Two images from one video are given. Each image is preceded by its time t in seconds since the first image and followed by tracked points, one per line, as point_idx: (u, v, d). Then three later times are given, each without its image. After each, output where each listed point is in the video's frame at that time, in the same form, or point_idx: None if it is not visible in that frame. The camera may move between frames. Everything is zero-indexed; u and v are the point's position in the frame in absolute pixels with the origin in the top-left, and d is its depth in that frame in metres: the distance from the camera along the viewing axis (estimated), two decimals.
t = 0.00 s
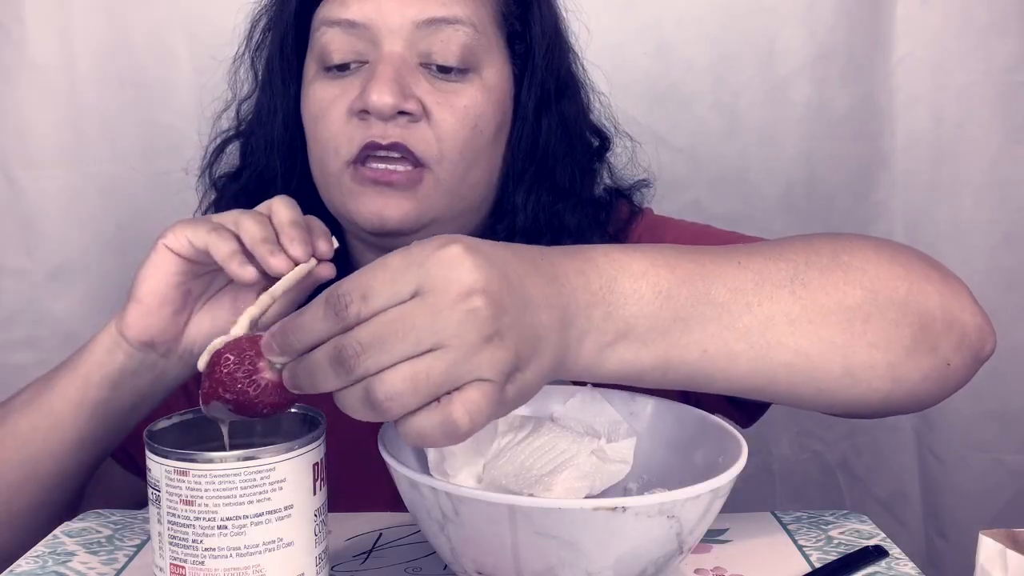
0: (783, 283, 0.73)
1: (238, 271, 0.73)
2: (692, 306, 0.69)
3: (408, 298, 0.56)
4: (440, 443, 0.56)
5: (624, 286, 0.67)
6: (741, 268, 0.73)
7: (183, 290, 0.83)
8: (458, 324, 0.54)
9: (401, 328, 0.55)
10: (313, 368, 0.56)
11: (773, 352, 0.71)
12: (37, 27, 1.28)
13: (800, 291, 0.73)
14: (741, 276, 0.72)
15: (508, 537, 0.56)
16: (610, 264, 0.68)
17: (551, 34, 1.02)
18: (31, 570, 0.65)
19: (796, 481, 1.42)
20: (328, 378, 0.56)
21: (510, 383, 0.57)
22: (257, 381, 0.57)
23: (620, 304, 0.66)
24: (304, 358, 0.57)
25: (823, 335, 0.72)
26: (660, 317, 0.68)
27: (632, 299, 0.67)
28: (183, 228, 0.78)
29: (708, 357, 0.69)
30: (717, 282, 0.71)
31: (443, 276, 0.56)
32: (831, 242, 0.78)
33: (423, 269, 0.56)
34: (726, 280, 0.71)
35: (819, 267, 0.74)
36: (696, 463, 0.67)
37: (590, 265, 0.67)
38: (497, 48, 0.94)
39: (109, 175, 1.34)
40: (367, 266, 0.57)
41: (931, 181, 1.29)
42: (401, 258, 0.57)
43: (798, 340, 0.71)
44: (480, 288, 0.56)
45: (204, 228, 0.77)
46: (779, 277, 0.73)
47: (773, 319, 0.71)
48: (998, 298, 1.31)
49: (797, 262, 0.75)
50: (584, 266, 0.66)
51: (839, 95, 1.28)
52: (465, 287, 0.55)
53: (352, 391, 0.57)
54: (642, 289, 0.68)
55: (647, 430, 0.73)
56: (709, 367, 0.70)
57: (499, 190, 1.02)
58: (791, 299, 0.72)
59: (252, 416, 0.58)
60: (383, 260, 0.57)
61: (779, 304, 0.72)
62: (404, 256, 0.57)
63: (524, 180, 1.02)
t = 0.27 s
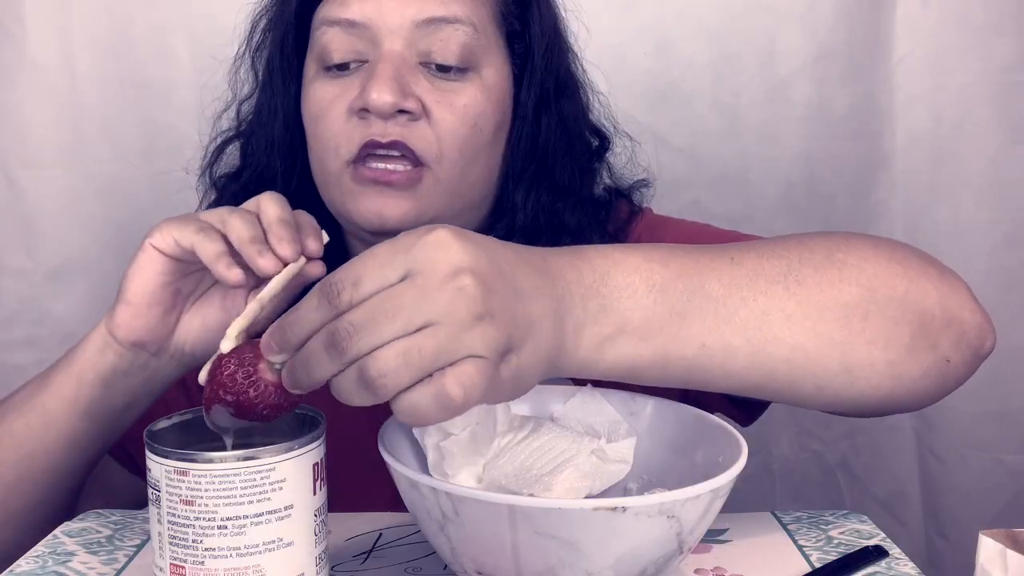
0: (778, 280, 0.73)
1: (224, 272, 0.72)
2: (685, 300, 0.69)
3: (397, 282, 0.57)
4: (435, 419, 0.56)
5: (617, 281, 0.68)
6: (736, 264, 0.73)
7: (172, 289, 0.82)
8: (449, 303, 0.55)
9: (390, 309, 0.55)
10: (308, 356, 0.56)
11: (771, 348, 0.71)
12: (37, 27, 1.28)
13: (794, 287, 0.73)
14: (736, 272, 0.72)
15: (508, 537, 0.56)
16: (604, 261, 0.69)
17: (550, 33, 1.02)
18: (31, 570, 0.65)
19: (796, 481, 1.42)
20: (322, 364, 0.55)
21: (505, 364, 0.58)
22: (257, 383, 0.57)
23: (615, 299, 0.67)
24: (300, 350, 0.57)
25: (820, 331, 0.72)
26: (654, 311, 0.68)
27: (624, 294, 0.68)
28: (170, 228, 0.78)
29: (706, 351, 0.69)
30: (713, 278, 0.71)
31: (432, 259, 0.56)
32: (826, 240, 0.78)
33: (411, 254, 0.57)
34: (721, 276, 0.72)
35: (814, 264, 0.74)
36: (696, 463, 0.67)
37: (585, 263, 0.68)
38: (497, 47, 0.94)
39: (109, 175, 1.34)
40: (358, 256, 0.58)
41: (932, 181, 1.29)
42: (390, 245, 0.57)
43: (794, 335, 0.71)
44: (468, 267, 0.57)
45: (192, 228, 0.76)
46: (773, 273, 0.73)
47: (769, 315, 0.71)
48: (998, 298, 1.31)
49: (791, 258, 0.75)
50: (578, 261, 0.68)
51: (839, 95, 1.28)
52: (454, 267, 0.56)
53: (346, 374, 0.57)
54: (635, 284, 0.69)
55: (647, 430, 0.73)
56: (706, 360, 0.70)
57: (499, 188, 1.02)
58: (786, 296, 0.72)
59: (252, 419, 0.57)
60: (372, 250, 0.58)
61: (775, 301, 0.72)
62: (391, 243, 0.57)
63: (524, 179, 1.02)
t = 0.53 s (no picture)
0: (788, 282, 0.73)
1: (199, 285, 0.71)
2: (699, 301, 0.69)
3: (419, 284, 0.56)
4: (456, 427, 0.56)
5: (631, 282, 0.68)
6: (747, 265, 0.73)
7: (157, 292, 0.83)
8: (472, 309, 0.55)
9: (413, 314, 0.55)
10: (324, 358, 0.55)
11: (780, 349, 0.71)
12: (37, 27, 1.28)
13: (804, 289, 0.73)
14: (747, 272, 0.72)
15: (509, 537, 0.56)
16: (617, 261, 0.68)
17: (550, 33, 1.02)
18: (32, 570, 0.65)
19: (796, 481, 1.42)
20: (338, 367, 0.55)
21: (525, 368, 0.58)
22: (265, 379, 0.57)
23: (627, 300, 0.67)
24: (314, 350, 0.56)
25: (829, 332, 0.72)
26: (666, 314, 0.68)
27: (638, 295, 0.67)
28: (147, 232, 0.78)
29: (715, 353, 0.69)
30: (725, 280, 0.71)
31: (455, 263, 0.56)
32: (836, 241, 0.78)
33: (432, 256, 0.56)
34: (732, 277, 0.71)
35: (824, 265, 0.74)
36: (696, 463, 0.67)
37: (597, 262, 0.67)
38: (496, 47, 0.94)
39: (109, 175, 1.34)
40: (376, 254, 0.57)
41: (932, 180, 1.29)
42: (410, 246, 0.56)
43: (803, 337, 0.71)
44: (491, 272, 0.56)
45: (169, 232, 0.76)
46: (784, 274, 0.73)
47: (779, 316, 0.71)
48: (998, 298, 1.31)
49: (801, 259, 0.75)
50: (591, 262, 0.67)
51: (839, 95, 1.28)
52: (478, 271, 0.56)
53: (364, 379, 0.56)
54: (648, 285, 0.68)
55: (647, 430, 0.73)
56: (715, 363, 0.70)
57: (498, 188, 1.03)
58: (796, 298, 0.72)
59: (259, 416, 0.57)
60: (390, 248, 0.57)
61: (785, 302, 0.72)
62: (412, 244, 0.56)
63: (523, 179, 1.02)
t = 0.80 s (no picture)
0: (784, 285, 0.73)
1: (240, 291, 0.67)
2: (694, 305, 0.69)
3: (412, 294, 0.56)
4: (450, 440, 0.56)
5: (625, 287, 0.67)
6: (742, 269, 0.73)
7: (194, 307, 0.79)
8: (466, 320, 0.55)
9: (405, 325, 0.55)
10: (317, 368, 0.56)
11: (776, 353, 0.71)
12: (37, 27, 1.28)
13: (799, 292, 0.73)
14: (742, 276, 0.72)
15: (509, 537, 0.56)
16: (611, 265, 0.68)
17: (550, 34, 1.02)
18: (32, 570, 0.65)
19: (796, 481, 1.42)
20: (331, 376, 0.56)
21: (517, 378, 0.57)
22: (259, 386, 0.57)
23: (622, 305, 0.66)
24: (308, 358, 0.57)
25: (824, 336, 0.72)
26: (662, 318, 0.68)
27: (633, 299, 0.67)
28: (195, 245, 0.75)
29: (710, 358, 0.69)
30: (721, 284, 0.71)
31: (451, 271, 0.56)
32: (830, 244, 0.78)
33: (427, 265, 0.56)
34: (728, 281, 0.72)
35: (819, 268, 0.75)
36: (696, 463, 0.67)
37: (591, 266, 0.67)
38: (495, 47, 0.94)
39: (108, 175, 1.34)
40: (371, 263, 0.57)
41: (932, 180, 1.29)
42: (405, 255, 0.57)
43: (797, 340, 0.71)
44: (484, 283, 0.56)
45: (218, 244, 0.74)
46: (779, 278, 0.73)
47: (774, 320, 0.71)
48: (999, 298, 1.31)
49: (797, 263, 0.75)
50: (586, 265, 0.67)
51: (838, 95, 1.28)
52: (471, 282, 0.55)
53: (358, 390, 0.57)
54: (643, 290, 0.68)
55: (647, 431, 0.73)
56: (711, 367, 0.70)
57: (497, 189, 1.02)
58: (792, 302, 0.72)
59: (255, 423, 0.57)
60: (385, 257, 0.57)
61: (780, 306, 0.72)
62: (407, 253, 0.56)
63: (523, 180, 1.02)
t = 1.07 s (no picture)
0: (796, 285, 0.73)
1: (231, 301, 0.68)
2: (707, 305, 0.69)
3: (434, 291, 0.55)
4: (474, 440, 0.56)
5: (639, 286, 0.67)
6: (755, 269, 0.73)
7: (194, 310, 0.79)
8: (490, 318, 0.54)
9: (431, 323, 0.54)
10: (339, 366, 0.55)
11: (789, 352, 0.71)
12: (36, 27, 1.28)
13: (811, 292, 0.73)
14: (754, 275, 0.72)
15: (509, 537, 0.56)
16: (625, 264, 0.68)
17: (551, 34, 1.02)
18: (31, 570, 0.65)
19: (796, 481, 1.42)
20: (354, 374, 0.55)
21: (539, 378, 0.57)
22: (274, 386, 0.57)
23: (636, 304, 0.66)
24: (326, 357, 0.56)
25: (835, 335, 0.72)
26: (676, 318, 0.67)
27: (647, 299, 0.67)
28: (191, 251, 0.75)
29: (723, 357, 0.69)
30: (733, 283, 0.71)
31: (471, 270, 0.55)
32: (839, 245, 0.78)
33: (449, 263, 0.56)
34: (740, 281, 0.71)
35: (831, 268, 0.75)
36: (696, 462, 0.67)
37: (606, 266, 0.67)
38: (496, 47, 0.94)
39: (108, 175, 1.34)
40: (390, 260, 0.56)
41: (932, 180, 1.29)
42: (426, 252, 0.56)
43: (809, 340, 0.71)
44: (507, 280, 0.56)
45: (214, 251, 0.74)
46: (791, 277, 0.73)
47: (787, 320, 0.71)
48: (999, 298, 1.31)
49: (808, 263, 0.75)
50: (599, 265, 0.66)
51: (838, 95, 1.28)
52: (495, 279, 0.55)
53: (380, 389, 0.56)
54: (657, 289, 0.68)
55: (647, 431, 0.73)
56: (724, 366, 0.70)
57: (498, 189, 1.02)
58: (804, 301, 0.72)
59: (267, 422, 0.58)
60: (405, 254, 0.56)
61: (792, 306, 0.72)
62: (429, 250, 0.56)
63: (524, 180, 1.02)
